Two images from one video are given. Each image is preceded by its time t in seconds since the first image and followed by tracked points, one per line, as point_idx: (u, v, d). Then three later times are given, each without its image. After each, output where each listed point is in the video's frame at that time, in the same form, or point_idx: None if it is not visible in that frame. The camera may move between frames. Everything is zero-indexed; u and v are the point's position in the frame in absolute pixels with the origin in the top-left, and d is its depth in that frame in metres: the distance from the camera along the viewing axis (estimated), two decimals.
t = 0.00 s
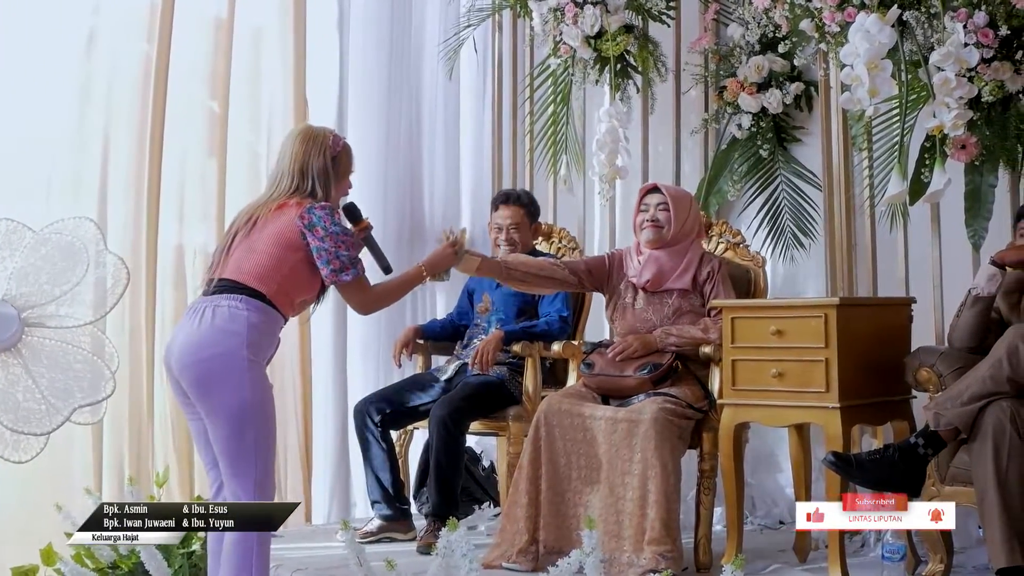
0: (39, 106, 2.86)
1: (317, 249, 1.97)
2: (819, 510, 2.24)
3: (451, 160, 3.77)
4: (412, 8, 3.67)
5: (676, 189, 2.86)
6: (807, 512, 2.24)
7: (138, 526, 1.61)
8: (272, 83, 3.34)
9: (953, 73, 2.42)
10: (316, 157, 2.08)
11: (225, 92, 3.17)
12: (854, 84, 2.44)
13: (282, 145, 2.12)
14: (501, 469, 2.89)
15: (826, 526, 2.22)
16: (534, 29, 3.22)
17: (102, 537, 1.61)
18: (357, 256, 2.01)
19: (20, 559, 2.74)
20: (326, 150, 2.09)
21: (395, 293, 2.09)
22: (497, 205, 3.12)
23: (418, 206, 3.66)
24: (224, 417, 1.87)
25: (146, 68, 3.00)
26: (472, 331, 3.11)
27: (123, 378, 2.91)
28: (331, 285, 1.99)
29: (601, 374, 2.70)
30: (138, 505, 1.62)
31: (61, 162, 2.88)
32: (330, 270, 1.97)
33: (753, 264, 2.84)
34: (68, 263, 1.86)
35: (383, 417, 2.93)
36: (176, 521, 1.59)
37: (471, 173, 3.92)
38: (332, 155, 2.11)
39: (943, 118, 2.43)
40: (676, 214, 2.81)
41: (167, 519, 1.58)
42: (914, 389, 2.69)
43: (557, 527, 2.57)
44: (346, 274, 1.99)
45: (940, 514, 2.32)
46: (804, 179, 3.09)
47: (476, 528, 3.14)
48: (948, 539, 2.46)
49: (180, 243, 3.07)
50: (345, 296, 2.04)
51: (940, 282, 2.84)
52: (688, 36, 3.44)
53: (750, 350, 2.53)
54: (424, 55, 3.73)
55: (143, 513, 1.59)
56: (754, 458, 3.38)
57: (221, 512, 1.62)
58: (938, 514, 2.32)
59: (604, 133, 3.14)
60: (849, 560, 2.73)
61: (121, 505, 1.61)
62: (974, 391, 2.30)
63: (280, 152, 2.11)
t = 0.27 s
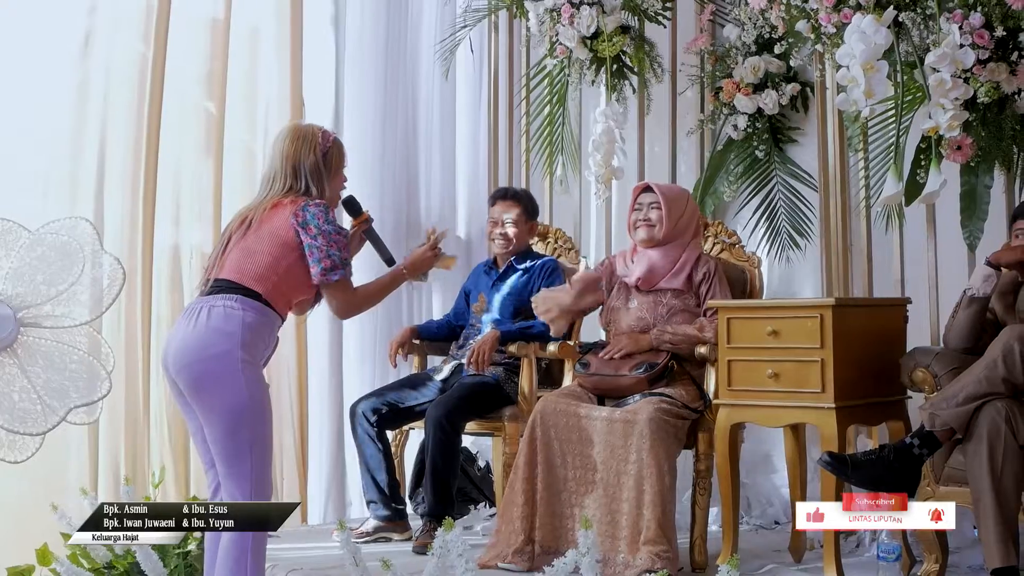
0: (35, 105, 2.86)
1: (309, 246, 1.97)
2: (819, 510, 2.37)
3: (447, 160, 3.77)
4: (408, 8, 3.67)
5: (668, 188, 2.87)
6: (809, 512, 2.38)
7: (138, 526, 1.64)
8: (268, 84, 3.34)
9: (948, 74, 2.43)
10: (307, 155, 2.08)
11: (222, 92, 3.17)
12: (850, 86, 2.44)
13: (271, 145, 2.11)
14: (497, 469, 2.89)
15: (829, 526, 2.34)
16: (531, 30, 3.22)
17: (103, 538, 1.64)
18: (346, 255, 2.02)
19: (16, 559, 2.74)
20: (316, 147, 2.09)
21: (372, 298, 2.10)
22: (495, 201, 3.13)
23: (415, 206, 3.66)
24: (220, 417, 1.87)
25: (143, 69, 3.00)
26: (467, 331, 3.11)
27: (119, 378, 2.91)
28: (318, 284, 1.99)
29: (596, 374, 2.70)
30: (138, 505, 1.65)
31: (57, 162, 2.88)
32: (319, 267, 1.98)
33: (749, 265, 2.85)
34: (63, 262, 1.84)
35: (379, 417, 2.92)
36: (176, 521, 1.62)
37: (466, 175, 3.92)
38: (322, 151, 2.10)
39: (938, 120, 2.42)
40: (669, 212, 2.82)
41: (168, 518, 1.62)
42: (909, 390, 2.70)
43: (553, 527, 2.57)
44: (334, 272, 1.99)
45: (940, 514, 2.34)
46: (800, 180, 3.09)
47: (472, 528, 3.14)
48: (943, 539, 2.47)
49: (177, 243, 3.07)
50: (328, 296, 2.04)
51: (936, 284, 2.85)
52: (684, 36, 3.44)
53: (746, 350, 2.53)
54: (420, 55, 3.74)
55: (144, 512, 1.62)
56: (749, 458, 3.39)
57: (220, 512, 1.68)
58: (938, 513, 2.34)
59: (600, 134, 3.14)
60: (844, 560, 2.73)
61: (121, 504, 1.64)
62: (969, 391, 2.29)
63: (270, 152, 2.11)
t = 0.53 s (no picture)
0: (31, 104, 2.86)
1: (314, 249, 1.98)
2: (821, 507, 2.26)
3: (443, 159, 3.77)
4: (404, 7, 3.67)
5: (665, 188, 2.90)
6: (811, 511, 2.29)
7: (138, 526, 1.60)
8: (265, 82, 3.34)
9: (943, 73, 2.42)
10: (303, 156, 2.08)
11: (218, 91, 3.17)
12: (845, 84, 2.44)
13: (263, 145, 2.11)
14: (493, 467, 2.89)
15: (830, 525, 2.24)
16: (526, 28, 3.22)
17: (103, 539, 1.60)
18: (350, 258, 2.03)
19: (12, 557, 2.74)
20: (310, 146, 2.09)
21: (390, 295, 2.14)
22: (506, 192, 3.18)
23: (411, 205, 3.67)
24: (215, 415, 1.87)
25: (139, 68, 3.00)
26: (463, 329, 3.10)
27: (116, 376, 2.91)
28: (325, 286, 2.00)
29: (595, 363, 2.67)
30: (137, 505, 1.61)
31: (54, 161, 2.88)
32: (325, 270, 1.99)
33: (745, 263, 2.85)
34: (59, 261, 1.84)
35: (374, 415, 2.93)
36: (176, 521, 1.58)
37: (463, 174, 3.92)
38: (317, 150, 2.10)
39: (933, 118, 2.41)
40: (663, 212, 2.86)
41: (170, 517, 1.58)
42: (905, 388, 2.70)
43: (548, 525, 2.57)
44: (339, 275, 2.00)
45: (940, 514, 2.28)
46: (796, 178, 3.10)
47: (468, 526, 3.15)
48: (938, 537, 2.47)
49: (173, 241, 3.07)
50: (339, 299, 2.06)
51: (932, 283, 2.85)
52: (679, 35, 3.45)
53: (742, 349, 2.54)
54: (416, 54, 3.74)
55: (143, 512, 1.58)
56: (745, 456, 3.39)
57: (221, 512, 1.63)
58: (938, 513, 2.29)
59: (596, 132, 3.15)
60: (839, 558, 2.73)
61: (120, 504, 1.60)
62: (964, 389, 2.29)
63: (263, 152, 2.11)
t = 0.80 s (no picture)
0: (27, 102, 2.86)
1: (296, 241, 1.93)
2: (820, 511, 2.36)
3: (439, 158, 3.78)
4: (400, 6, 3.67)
5: (660, 186, 2.91)
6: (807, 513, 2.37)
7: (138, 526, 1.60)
8: (261, 81, 3.34)
9: (939, 72, 2.40)
10: (303, 148, 2.07)
11: (214, 90, 3.17)
12: (840, 84, 2.44)
13: (264, 137, 2.10)
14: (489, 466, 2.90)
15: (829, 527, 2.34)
16: (522, 27, 3.22)
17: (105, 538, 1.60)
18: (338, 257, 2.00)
19: (8, 555, 2.74)
20: (312, 138, 2.08)
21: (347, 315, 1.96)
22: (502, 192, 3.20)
23: (407, 204, 3.67)
24: (224, 413, 1.87)
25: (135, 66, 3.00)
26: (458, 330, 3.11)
27: (111, 374, 2.91)
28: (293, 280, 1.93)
29: (585, 364, 2.68)
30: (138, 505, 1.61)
31: (50, 159, 2.88)
32: (317, 265, 1.94)
33: (741, 262, 2.85)
34: (54, 260, 1.83)
35: (371, 380, 2.94)
36: (177, 522, 1.57)
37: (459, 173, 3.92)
38: (317, 144, 2.10)
39: (930, 117, 2.42)
40: (659, 210, 2.87)
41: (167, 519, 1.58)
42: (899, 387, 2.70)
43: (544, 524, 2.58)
44: (329, 272, 1.96)
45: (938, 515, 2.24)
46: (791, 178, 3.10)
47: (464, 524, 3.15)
48: (933, 536, 2.47)
49: (169, 239, 3.07)
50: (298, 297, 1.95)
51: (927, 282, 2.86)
52: (675, 34, 3.45)
53: (737, 348, 2.54)
54: (412, 52, 3.74)
55: (143, 512, 1.58)
56: (740, 455, 3.40)
57: (221, 512, 1.62)
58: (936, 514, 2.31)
59: (592, 131, 3.15)
60: (834, 557, 2.74)
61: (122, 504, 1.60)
62: (958, 388, 2.30)
63: (263, 145, 2.09)
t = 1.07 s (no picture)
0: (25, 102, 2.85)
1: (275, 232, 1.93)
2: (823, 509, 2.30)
3: (435, 160, 3.80)
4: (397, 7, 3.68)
5: (659, 189, 2.89)
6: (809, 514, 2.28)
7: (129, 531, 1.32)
8: (258, 82, 3.35)
9: (934, 73, 2.41)
10: (288, 144, 2.07)
11: (211, 91, 3.17)
12: (836, 84, 2.43)
13: (251, 135, 2.11)
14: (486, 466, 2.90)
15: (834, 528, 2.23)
16: (518, 28, 3.23)
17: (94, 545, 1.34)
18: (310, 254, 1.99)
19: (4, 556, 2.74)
20: (297, 135, 2.08)
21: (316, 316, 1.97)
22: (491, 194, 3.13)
23: (403, 205, 3.67)
24: (218, 410, 1.88)
25: (132, 67, 3.01)
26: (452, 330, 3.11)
27: (108, 375, 2.91)
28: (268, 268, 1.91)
29: (583, 366, 2.68)
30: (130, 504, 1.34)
31: (47, 160, 2.87)
32: (290, 253, 1.92)
33: (737, 263, 2.85)
34: (51, 260, 1.77)
35: (364, 398, 2.92)
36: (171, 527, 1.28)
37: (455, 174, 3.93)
38: (304, 139, 2.10)
39: (925, 118, 2.39)
40: (660, 215, 2.85)
41: (164, 521, 1.67)
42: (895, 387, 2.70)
43: (540, 525, 2.57)
44: (299, 263, 1.94)
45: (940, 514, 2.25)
46: (787, 179, 3.11)
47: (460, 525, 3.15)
48: (929, 536, 2.47)
49: (165, 240, 3.07)
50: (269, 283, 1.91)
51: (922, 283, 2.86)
52: (670, 35, 3.46)
53: (733, 349, 2.54)
54: (408, 53, 3.75)
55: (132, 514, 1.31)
56: (736, 456, 3.40)
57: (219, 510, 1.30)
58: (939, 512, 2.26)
59: (588, 132, 3.15)
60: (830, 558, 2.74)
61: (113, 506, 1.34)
62: (954, 390, 2.29)
63: (250, 143, 2.10)
